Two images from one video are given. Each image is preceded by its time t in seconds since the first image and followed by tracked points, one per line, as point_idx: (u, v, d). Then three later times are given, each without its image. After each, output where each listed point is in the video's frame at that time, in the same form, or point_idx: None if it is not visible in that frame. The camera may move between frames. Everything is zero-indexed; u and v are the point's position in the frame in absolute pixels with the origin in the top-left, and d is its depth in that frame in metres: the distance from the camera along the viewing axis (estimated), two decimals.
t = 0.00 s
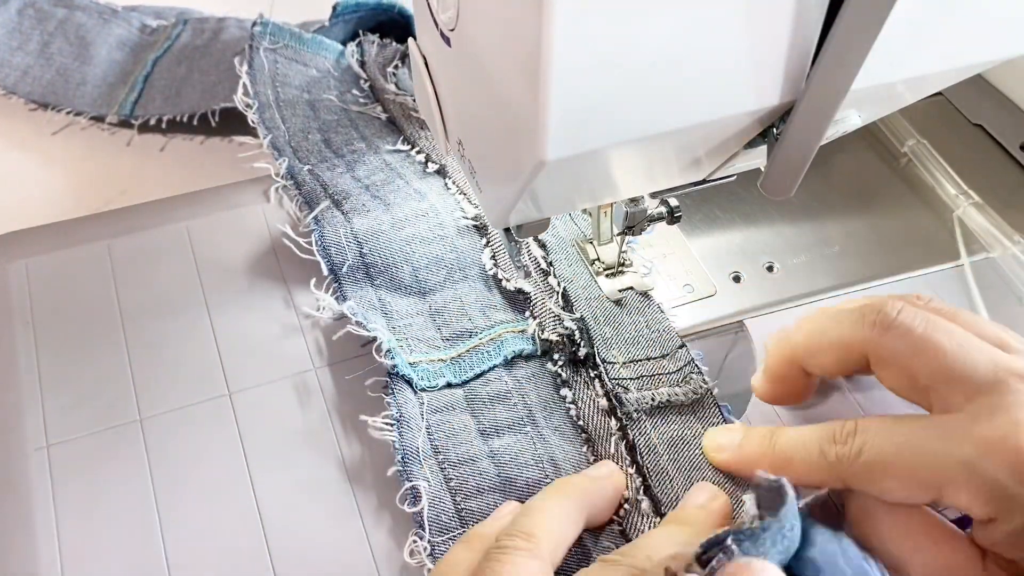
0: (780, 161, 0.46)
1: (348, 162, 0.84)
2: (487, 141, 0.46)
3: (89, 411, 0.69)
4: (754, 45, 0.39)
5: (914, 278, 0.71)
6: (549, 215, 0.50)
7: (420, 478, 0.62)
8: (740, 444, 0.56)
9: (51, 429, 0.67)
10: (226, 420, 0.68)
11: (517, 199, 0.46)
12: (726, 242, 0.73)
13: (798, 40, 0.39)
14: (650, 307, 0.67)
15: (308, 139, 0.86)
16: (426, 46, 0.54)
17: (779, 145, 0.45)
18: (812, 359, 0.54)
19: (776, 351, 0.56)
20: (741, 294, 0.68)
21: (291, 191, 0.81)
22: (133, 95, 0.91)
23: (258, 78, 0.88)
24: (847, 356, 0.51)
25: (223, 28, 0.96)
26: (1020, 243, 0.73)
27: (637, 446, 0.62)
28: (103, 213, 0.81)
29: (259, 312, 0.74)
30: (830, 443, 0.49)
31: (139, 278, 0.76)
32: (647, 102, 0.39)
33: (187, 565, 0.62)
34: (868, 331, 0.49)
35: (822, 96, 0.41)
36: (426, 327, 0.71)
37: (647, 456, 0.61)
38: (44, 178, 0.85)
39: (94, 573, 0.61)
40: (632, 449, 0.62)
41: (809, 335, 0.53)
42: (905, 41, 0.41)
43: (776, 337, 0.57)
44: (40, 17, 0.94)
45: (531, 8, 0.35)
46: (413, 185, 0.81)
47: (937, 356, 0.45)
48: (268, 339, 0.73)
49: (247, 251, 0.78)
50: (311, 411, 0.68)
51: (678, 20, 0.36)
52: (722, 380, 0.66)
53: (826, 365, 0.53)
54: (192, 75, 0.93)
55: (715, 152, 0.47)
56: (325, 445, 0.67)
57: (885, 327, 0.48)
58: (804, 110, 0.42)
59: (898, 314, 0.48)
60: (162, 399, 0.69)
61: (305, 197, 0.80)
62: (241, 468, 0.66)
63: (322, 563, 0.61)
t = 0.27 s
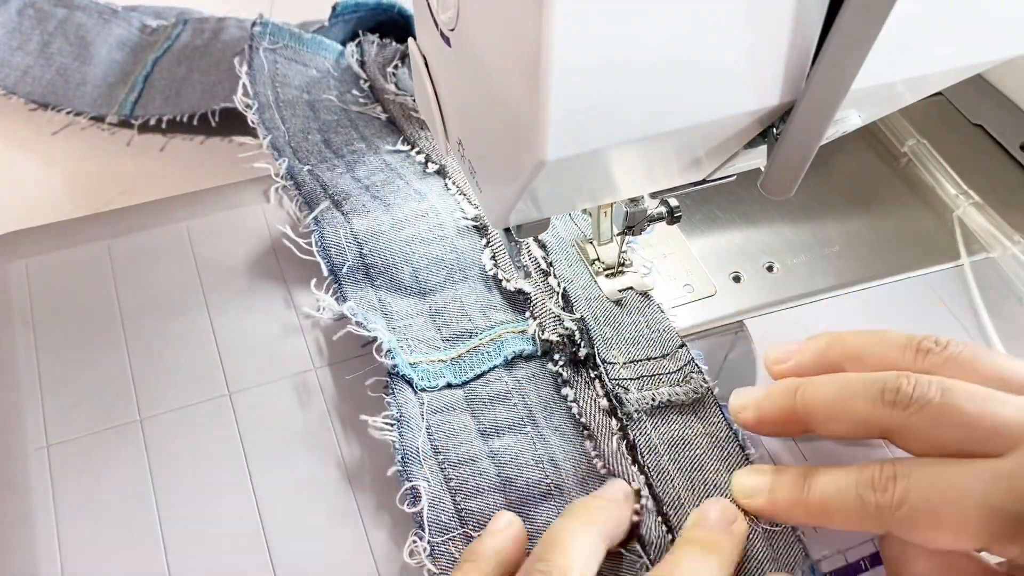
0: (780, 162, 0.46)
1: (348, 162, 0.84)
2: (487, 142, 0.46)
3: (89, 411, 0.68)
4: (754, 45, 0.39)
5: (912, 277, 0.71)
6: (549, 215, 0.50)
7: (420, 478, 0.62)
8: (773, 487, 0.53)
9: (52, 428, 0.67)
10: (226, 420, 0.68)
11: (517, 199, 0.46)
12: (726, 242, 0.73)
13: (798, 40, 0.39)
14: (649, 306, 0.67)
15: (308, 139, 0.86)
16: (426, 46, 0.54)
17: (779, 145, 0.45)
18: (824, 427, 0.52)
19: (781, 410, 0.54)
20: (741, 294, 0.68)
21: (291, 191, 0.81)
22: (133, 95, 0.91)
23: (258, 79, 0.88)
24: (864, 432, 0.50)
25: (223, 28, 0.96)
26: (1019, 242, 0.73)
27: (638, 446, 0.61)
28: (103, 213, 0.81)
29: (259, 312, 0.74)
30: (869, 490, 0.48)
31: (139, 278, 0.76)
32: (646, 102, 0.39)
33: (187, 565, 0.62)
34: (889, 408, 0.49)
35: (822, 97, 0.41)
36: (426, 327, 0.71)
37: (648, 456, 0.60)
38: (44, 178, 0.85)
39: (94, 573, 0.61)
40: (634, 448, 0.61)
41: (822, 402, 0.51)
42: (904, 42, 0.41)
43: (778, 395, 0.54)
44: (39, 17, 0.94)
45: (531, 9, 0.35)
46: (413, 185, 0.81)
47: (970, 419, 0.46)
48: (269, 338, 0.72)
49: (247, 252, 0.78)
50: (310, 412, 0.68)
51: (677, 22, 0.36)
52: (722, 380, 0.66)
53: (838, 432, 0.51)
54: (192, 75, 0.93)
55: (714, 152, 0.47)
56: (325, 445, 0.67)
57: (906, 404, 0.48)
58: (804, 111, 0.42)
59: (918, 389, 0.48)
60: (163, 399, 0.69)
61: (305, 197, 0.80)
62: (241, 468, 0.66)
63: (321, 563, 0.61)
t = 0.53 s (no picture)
0: (780, 162, 0.46)
1: (348, 163, 0.84)
2: (487, 142, 0.46)
3: (89, 411, 0.68)
4: (754, 45, 0.39)
5: (912, 277, 0.71)
6: (549, 215, 0.50)
7: (421, 480, 0.61)
8: (767, 487, 0.53)
9: (52, 428, 0.67)
10: (226, 420, 0.68)
11: (517, 199, 0.46)
12: (726, 242, 0.73)
13: (798, 40, 0.39)
14: (649, 306, 0.67)
15: (308, 140, 0.86)
16: (426, 46, 0.54)
17: (779, 145, 0.45)
18: (812, 457, 0.52)
19: (773, 439, 0.53)
20: (741, 294, 0.68)
21: (291, 192, 0.81)
22: (133, 95, 0.91)
23: (258, 80, 0.88)
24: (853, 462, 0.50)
25: (223, 28, 0.96)
26: (1019, 242, 0.73)
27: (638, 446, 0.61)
28: (102, 213, 0.81)
29: (259, 312, 0.74)
30: (858, 486, 0.47)
31: (139, 278, 0.76)
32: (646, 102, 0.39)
33: (187, 565, 0.62)
34: (873, 434, 0.49)
35: (822, 96, 0.41)
36: (427, 328, 0.71)
37: (649, 452, 0.61)
38: (43, 177, 0.85)
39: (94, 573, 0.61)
40: (635, 443, 0.61)
41: (810, 430, 0.51)
42: (904, 42, 0.41)
43: (772, 423, 0.54)
44: (39, 17, 0.95)
45: (531, 9, 0.35)
46: (413, 185, 0.81)
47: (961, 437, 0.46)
48: (269, 338, 0.73)
49: (247, 252, 0.78)
50: (310, 412, 0.68)
51: (677, 23, 0.36)
52: (722, 380, 0.66)
53: (829, 462, 0.51)
54: (192, 76, 0.93)
55: (714, 152, 0.47)
56: (325, 445, 0.67)
57: (891, 428, 0.48)
58: (804, 111, 0.42)
59: (900, 412, 0.48)
60: (162, 399, 0.69)
61: (306, 198, 0.80)
62: (241, 468, 0.66)
63: (322, 563, 0.61)
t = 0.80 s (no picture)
0: (779, 162, 0.46)
1: (348, 164, 0.84)
2: (488, 142, 0.46)
3: (90, 411, 0.68)
4: (754, 45, 0.39)
5: (912, 277, 0.72)
6: (549, 215, 0.50)
7: (421, 473, 0.60)
8: (802, 545, 0.52)
9: (52, 429, 0.67)
10: (227, 420, 0.68)
11: (518, 199, 0.46)
12: (726, 242, 0.73)
13: (798, 40, 0.39)
14: (650, 307, 0.67)
15: (307, 141, 0.86)
16: (426, 46, 0.54)
17: (779, 145, 0.45)
18: (851, 521, 0.51)
19: (811, 502, 0.53)
20: (741, 294, 0.68)
21: (291, 193, 0.81)
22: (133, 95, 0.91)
23: (258, 82, 0.88)
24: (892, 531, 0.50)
25: (223, 28, 0.96)
26: (1019, 242, 0.73)
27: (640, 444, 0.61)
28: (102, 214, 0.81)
29: (259, 313, 0.74)
30: (903, 565, 0.48)
31: (139, 278, 0.76)
32: (646, 102, 0.39)
33: (188, 565, 0.62)
34: (923, 513, 0.48)
35: (822, 96, 0.41)
36: (428, 329, 0.71)
37: (651, 452, 0.60)
38: (43, 178, 0.85)
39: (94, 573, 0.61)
40: (635, 443, 0.61)
41: (852, 497, 0.51)
42: (904, 42, 0.41)
43: (810, 484, 0.53)
44: (39, 17, 0.95)
45: (532, 10, 0.35)
46: (413, 186, 0.81)
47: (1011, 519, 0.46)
48: (269, 339, 0.73)
49: (247, 252, 0.78)
50: (310, 411, 0.68)
51: (678, 23, 0.36)
52: (722, 380, 0.66)
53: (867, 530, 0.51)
54: (192, 76, 0.93)
55: (714, 152, 0.47)
56: (326, 445, 0.67)
57: (946, 512, 0.48)
58: (803, 111, 0.42)
59: (956, 494, 0.48)
60: (163, 399, 0.69)
61: (306, 199, 0.80)
62: (242, 469, 0.66)
63: (323, 563, 0.61)
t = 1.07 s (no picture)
0: (779, 162, 0.46)
1: (347, 161, 0.84)
2: (488, 142, 0.46)
3: (90, 411, 0.68)
4: (753, 45, 0.39)
5: (913, 277, 0.71)
6: (549, 215, 0.50)
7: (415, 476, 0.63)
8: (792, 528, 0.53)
9: (52, 429, 0.67)
10: (226, 420, 0.68)
11: (518, 199, 0.46)
12: (726, 242, 0.73)
13: (797, 40, 0.39)
14: (646, 305, 0.66)
15: (307, 139, 0.86)
16: (426, 47, 0.54)
17: (779, 145, 0.45)
18: (836, 471, 0.53)
19: (794, 456, 0.55)
20: (741, 294, 0.68)
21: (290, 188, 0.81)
22: (134, 96, 0.91)
23: (259, 79, 0.88)
24: (873, 478, 0.52)
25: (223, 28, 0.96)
26: (1020, 242, 0.73)
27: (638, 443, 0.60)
28: (103, 214, 0.81)
29: (259, 312, 0.74)
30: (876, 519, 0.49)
31: (139, 278, 0.77)
32: (645, 102, 0.39)
33: (187, 565, 0.62)
34: (894, 455, 0.50)
35: (822, 96, 0.41)
36: (426, 325, 0.71)
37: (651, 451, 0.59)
38: (43, 178, 0.85)
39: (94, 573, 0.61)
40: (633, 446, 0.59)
41: (831, 445, 0.53)
42: (904, 42, 0.41)
43: (791, 442, 0.55)
44: (40, 17, 0.95)
45: (531, 10, 0.35)
46: (412, 182, 0.81)
47: (979, 474, 0.47)
48: (268, 339, 0.72)
49: (246, 252, 0.78)
50: (310, 411, 0.68)
51: (677, 23, 0.36)
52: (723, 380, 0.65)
53: (850, 479, 0.53)
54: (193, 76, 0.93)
55: (714, 152, 0.47)
56: (325, 445, 0.67)
57: (916, 451, 0.49)
58: (803, 111, 0.42)
59: (929, 436, 0.49)
60: (162, 399, 0.69)
61: (305, 194, 0.80)
62: (241, 469, 0.66)
63: (322, 562, 0.61)
